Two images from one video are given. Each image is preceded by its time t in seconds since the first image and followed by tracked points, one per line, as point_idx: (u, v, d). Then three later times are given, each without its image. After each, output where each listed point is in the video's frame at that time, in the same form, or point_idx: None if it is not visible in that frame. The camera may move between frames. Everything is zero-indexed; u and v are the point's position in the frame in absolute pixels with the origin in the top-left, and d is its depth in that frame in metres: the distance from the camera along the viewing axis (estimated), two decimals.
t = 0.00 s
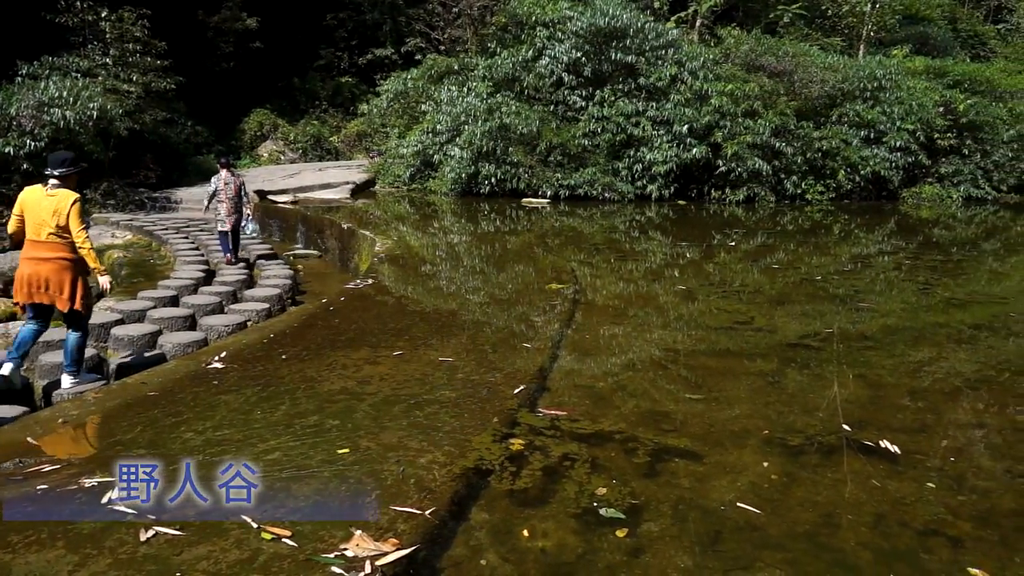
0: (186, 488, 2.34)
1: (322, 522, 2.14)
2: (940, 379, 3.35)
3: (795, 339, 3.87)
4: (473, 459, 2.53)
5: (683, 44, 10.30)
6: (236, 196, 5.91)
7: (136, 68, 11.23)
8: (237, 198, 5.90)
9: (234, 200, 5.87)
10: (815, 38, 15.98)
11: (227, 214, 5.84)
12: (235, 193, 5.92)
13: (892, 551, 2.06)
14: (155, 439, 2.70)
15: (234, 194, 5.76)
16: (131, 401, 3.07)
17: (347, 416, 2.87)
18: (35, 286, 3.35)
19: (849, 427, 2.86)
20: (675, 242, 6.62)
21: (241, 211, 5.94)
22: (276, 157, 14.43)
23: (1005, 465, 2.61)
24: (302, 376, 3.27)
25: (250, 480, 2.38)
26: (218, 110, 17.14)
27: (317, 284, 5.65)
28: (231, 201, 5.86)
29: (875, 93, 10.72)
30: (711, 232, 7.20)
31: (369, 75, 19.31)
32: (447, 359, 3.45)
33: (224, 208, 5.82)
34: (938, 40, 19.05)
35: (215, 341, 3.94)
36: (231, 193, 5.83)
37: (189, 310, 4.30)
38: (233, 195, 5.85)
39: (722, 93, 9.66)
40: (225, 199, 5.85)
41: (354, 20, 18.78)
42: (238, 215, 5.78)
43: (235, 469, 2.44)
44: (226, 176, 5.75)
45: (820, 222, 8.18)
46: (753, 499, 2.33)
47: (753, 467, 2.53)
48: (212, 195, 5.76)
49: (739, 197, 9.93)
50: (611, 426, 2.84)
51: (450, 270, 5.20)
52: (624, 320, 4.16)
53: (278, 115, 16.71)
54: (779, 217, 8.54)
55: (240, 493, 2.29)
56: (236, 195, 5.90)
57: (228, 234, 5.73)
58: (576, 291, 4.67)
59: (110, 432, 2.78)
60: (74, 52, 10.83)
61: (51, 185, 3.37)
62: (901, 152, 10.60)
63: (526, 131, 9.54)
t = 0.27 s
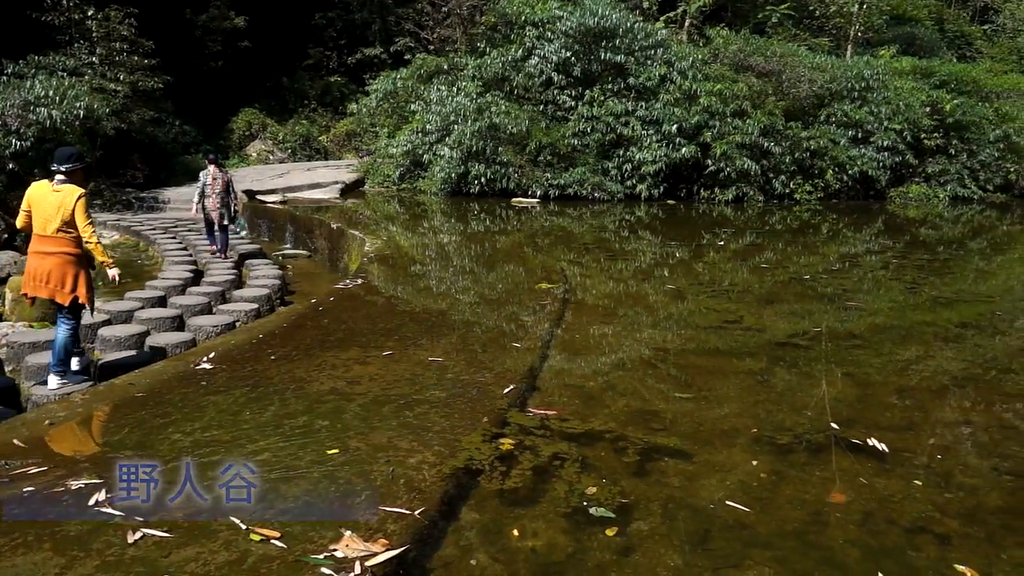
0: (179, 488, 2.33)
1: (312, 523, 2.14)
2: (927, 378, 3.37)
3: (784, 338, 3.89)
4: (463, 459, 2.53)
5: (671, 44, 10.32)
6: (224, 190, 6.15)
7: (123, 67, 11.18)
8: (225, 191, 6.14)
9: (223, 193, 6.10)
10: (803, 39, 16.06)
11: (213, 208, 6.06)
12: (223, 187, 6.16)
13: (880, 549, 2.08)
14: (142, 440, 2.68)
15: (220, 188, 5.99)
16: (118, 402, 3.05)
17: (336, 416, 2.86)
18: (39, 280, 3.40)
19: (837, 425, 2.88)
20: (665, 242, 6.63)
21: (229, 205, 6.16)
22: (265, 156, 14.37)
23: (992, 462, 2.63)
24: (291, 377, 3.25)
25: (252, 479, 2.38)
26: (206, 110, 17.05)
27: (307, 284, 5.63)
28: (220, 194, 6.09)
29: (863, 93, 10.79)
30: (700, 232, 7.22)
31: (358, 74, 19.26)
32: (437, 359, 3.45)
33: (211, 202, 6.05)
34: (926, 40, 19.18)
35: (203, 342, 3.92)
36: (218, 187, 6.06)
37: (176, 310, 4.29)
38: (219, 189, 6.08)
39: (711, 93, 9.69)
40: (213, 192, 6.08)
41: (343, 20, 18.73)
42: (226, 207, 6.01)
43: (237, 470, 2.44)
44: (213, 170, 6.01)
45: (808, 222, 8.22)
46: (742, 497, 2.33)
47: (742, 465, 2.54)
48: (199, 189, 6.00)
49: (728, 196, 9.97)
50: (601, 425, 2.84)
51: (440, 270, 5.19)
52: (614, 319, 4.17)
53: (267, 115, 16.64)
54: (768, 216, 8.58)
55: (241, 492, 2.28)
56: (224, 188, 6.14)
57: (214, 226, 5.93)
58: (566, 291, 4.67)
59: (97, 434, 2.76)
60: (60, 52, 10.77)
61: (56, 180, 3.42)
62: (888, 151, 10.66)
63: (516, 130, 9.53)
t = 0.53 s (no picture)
0: (168, 489, 2.32)
1: (300, 524, 2.13)
2: (915, 376, 3.40)
3: (772, 337, 3.90)
4: (452, 459, 2.52)
5: (659, 44, 10.35)
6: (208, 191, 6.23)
7: (108, 66, 11.11)
8: (210, 192, 6.22)
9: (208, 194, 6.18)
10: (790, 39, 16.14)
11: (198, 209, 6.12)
12: (207, 189, 6.24)
13: (867, 546, 2.09)
14: (128, 442, 2.67)
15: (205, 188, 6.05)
16: (104, 403, 3.02)
17: (325, 417, 2.85)
18: (48, 282, 3.48)
19: (824, 424, 2.89)
20: (654, 241, 6.66)
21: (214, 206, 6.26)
22: (253, 156, 14.32)
23: (977, 459, 2.65)
24: (279, 378, 3.24)
25: (243, 481, 2.37)
26: (192, 109, 16.96)
27: (295, 284, 5.61)
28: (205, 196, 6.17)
29: (849, 93, 10.85)
30: (689, 231, 7.25)
31: (346, 74, 19.20)
32: (426, 359, 3.44)
33: (196, 204, 6.12)
34: (911, 41, 19.32)
35: (190, 343, 3.89)
36: (202, 188, 6.13)
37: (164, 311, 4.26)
38: (204, 190, 6.15)
39: (699, 93, 9.72)
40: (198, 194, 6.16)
41: (331, 19, 18.68)
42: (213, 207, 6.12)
43: (229, 471, 2.43)
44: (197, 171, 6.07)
45: (796, 221, 8.27)
46: (730, 496, 2.34)
47: (730, 464, 2.55)
48: (184, 190, 6.04)
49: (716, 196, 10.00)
50: (589, 424, 2.85)
51: (429, 270, 5.18)
52: (603, 319, 4.17)
53: (254, 114, 16.57)
54: (756, 216, 8.62)
55: (230, 495, 2.28)
56: (208, 189, 6.22)
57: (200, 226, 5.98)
58: (555, 290, 4.68)
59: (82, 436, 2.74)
60: (45, 50, 10.70)
61: (58, 186, 3.54)
62: (874, 151, 10.71)
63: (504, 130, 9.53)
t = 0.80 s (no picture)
0: (156, 490, 2.31)
1: (289, 525, 2.12)
2: (902, 374, 3.42)
3: (761, 336, 3.92)
4: (442, 459, 2.52)
5: (648, 44, 10.37)
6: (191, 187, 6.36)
7: (94, 65, 11.03)
8: (193, 189, 6.33)
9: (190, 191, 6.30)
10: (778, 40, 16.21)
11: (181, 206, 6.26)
12: (190, 185, 6.35)
13: (856, 544, 2.10)
14: (115, 444, 2.65)
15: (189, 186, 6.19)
16: (90, 405, 3.00)
17: (314, 417, 2.84)
18: (59, 275, 3.62)
19: (812, 422, 2.91)
20: (643, 241, 6.67)
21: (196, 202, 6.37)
22: (241, 156, 14.25)
23: (964, 456, 2.67)
24: (267, 378, 3.22)
25: (230, 482, 2.36)
26: (180, 108, 16.87)
27: (284, 284, 5.59)
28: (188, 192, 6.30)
29: (837, 94, 10.91)
30: (678, 231, 7.27)
31: (334, 73, 19.13)
32: (416, 359, 3.44)
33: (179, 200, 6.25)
34: (898, 42, 19.46)
35: (178, 344, 3.88)
36: (186, 186, 6.27)
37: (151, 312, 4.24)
38: (187, 188, 6.29)
39: (687, 93, 9.75)
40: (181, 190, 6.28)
41: (319, 19, 18.62)
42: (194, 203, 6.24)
43: (216, 473, 2.42)
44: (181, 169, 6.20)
45: (784, 220, 8.30)
46: (720, 494, 2.35)
47: (719, 463, 2.56)
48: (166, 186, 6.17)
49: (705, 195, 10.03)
50: (579, 424, 2.85)
51: (418, 270, 5.18)
52: (592, 318, 4.19)
53: (242, 114, 16.49)
54: (745, 215, 8.66)
55: (218, 496, 2.27)
56: (191, 186, 6.34)
57: (182, 223, 6.11)
58: (544, 290, 4.68)
59: (69, 438, 2.71)
60: (30, 49, 10.61)
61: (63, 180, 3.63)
62: (861, 151, 10.78)
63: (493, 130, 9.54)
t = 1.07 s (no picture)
0: (143, 492, 2.30)
1: (278, 526, 2.12)
2: (889, 372, 3.44)
3: (750, 335, 3.93)
4: (431, 459, 2.52)
5: (637, 44, 10.40)
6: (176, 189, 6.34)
7: (81, 64, 10.96)
8: (178, 191, 6.32)
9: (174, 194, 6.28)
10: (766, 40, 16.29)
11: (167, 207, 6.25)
12: (176, 187, 6.33)
13: (845, 542, 2.11)
14: (102, 445, 2.63)
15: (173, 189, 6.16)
16: (77, 407, 2.98)
17: (303, 418, 2.83)
18: (61, 269, 3.60)
19: (801, 420, 2.92)
20: (632, 241, 6.69)
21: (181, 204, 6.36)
22: (229, 155, 14.19)
23: (951, 454, 2.68)
24: (256, 379, 3.21)
25: (219, 484, 2.35)
26: (168, 108, 16.78)
27: (272, 284, 5.57)
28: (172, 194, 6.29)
29: (825, 94, 10.97)
30: (667, 231, 7.29)
31: (323, 72, 19.08)
32: (405, 359, 3.43)
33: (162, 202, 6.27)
34: (885, 42, 19.56)
35: (166, 344, 3.85)
36: (171, 187, 6.24)
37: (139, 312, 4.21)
38: (173, 189, 6.26)
39: (676, 93, 9.77)
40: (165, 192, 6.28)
41: (308, 18, 18.56)
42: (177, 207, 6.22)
43: (204, 475, 2.41)
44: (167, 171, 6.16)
45: (773, 220, 8.34)
46: (709, 493, 2.36)
47: (708, 462, 2.57)
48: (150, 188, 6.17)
49: (694, 195, 10.05)
50: (569, 423, 2.85)
51: (408, 270, 5.17)
52: (582, 318, 4.19)
53: (230, 113, 16.42)
54: (733, 215, 8.68)
55: (206, 498, 2.25)
56: (176, 188, 6.32)
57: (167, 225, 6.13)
58: (534, 290, 4.68)
59: (56, 440, 2.69)
60: (16, 48, 10.52)
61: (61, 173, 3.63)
62: (849, 150, 10.84)
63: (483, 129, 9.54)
